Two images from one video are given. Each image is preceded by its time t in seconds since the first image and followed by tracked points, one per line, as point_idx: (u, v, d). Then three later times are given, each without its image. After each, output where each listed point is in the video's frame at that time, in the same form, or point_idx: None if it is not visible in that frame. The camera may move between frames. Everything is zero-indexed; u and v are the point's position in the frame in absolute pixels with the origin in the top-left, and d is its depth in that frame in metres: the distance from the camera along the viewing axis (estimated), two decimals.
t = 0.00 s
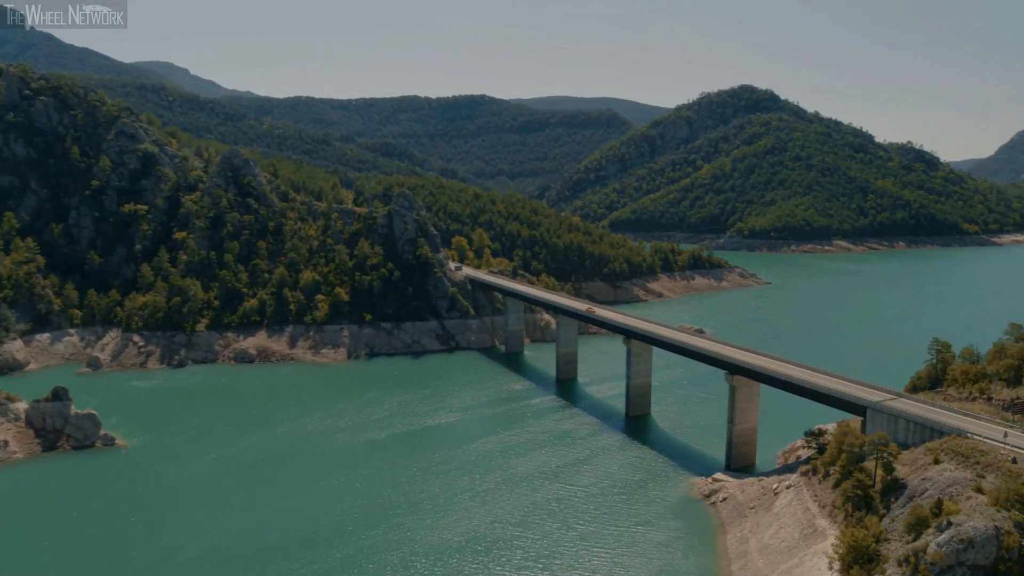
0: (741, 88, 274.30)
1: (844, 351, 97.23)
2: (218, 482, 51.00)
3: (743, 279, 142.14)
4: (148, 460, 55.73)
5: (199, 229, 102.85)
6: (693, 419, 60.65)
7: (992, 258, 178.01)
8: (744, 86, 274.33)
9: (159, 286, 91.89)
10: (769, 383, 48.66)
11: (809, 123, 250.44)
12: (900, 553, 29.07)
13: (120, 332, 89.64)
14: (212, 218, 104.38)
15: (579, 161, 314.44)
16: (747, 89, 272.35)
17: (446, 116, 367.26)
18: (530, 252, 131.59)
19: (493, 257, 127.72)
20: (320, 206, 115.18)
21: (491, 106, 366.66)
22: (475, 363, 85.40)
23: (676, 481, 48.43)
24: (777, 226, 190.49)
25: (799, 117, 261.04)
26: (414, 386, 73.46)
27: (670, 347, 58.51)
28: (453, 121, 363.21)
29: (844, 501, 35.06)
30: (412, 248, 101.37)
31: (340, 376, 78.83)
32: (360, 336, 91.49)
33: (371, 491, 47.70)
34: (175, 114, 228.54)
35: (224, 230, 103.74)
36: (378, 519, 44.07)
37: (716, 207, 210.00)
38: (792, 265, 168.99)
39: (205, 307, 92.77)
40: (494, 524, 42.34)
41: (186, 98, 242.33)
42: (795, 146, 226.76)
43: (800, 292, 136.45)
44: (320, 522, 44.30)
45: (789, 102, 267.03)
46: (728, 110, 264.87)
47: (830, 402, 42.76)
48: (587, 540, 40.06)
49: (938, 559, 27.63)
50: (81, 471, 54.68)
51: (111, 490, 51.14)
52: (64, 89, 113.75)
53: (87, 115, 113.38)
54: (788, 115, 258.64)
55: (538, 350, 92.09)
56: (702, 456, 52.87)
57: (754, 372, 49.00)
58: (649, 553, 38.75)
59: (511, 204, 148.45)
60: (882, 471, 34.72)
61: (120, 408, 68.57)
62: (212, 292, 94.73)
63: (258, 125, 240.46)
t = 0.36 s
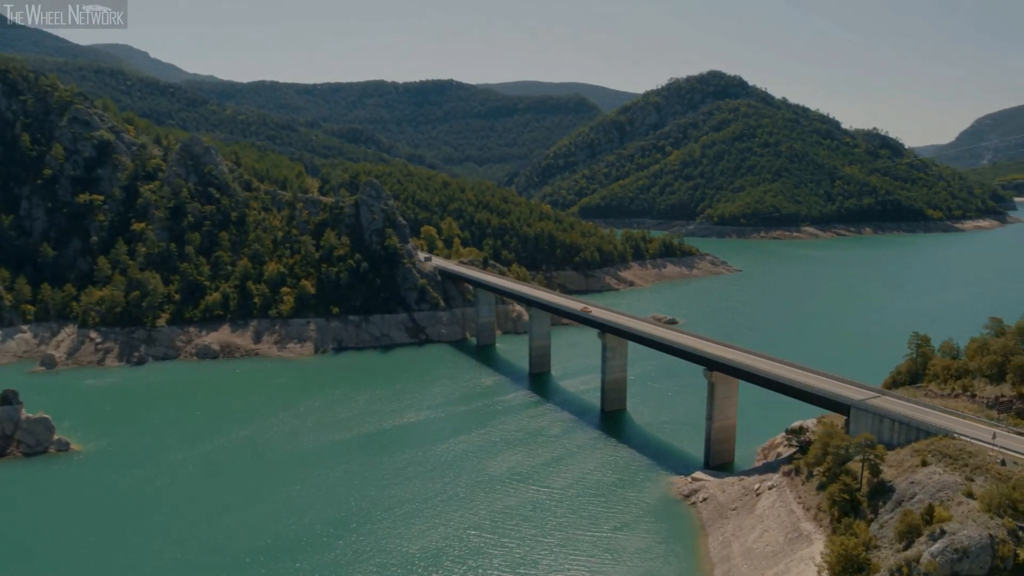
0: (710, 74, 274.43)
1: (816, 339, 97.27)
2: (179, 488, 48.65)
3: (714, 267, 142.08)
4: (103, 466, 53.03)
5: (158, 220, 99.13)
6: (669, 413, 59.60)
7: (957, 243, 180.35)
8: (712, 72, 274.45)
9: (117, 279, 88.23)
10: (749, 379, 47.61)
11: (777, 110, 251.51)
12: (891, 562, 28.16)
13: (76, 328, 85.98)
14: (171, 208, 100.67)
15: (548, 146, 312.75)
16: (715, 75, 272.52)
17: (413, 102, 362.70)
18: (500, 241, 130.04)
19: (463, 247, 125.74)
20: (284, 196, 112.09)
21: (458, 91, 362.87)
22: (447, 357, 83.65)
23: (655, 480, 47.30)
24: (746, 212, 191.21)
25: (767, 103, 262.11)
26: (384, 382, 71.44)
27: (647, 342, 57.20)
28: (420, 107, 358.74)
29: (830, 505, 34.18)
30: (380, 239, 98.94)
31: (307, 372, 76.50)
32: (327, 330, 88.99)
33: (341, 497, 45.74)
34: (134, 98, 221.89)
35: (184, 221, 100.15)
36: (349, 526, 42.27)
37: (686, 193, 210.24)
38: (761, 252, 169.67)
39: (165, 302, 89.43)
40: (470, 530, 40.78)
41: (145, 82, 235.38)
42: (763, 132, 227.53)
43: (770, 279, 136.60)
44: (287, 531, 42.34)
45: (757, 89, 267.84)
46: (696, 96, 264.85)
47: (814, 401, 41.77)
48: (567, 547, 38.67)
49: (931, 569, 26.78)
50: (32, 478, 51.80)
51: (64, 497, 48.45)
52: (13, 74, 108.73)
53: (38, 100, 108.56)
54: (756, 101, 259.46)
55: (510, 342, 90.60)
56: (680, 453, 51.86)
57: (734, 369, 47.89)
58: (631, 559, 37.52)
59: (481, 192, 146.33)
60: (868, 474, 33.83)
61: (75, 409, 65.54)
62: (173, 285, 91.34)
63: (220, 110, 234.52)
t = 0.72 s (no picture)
0: (678, 58, 273.74)
1: (787, 327, 97.15)
2: (139, 498, 46.23)
3: (684, 254, 141.66)
4: (58, 473, 50.30)
5: (114, 211, 95.14)
6: (647, 407, 58.59)
7: (921, 228, 182.41)
8: (680, 56, 273.81)
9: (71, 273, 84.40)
10: (729, 376, 46.56)
11: (744, 95, 251.96)
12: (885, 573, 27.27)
13: (28, 325, 82.09)
14: (129, 198, 96.73)
15: (516, 131, 310.27)
16: (683, 59, 271.93)
17: (379, 85, 357.06)
18: (470, 229, 128.25)
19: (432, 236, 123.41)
20: (246, 185, 108.75)
21: (425, 75, 358.11)
22: (417, 350, 81.77)
23: (634, 480, 46.19)
24: (715, 197, 191.61)
25: (734, 88, 262.43)
26: (353, 378, 69.38)
27: (623, 337, 55.85)
28: (386, 90, 353.31)
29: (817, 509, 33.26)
30: (346, 229, 96.32)
31: (273, 368, 74.09)
32: (293, 324, 86.47)
33: (310, 505, 43.80)
34: (88, 82, 214.50)
35: (142, 212, 96.30)
36: (318, 536, 40.45)
37: (655, 178, 209.88)
38: (730, 237, 169.91)
39: (123, 296, 85.92)
40: (444, 539, 39.21)
41: (100, 65, 227.65)
42: (731, 117, 227.77)
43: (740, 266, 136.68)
44: (254, 543, 40.35)
45: (724, 73, 267.97)
46: (665, 80, 264.15)
47: (796, 399, 40.91)
48: (547, 556, 37.37)
49: None
50: None
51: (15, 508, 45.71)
52: None
53: None
54: (724, 86, 259.63)
55: (482, 334, 88.99)
56: (658, 451, 50.88)
57: (714, 364, 46.82)
58: (614, 567, 36.29)
59: (450, 178, 143.95)
60: (855, 476, 32.95)
61: (28, 411, 62.42)
62: (131, 279, 87.79)
63: (180, 94, 228.04)
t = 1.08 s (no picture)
0: (644, 41, 272.44)
1: (757, 313, 96.97)
2: (95, 508, 43.75)
3: (654, 239, 141.13)
4: (8, 483, 47.49)
5: (67, 201, 90.91)
6: (623, 401, 57.53)
7: (884, 211, 184.45)
8: (646, 38, 272.58)
9: (21, 267, 80.32)
10: (709, 372, 45.58)
11: (710, 78, 251.98)
12: None
13: None
14: (81, 187, 92.50)
15: (481, 114, 307.22)
16: (650, 42, 270.81)
17: (341, 67, 350.39)
18: (437, 216, 126.16)
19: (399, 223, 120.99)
20: (206, 173, 105.13)
21: (388, 57, 352.30)
22: (387, 342, 79.82)
23: (613, 480, 45.07)
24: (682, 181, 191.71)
25: (700, 70, 262.34)
26: (321, 373, 67.27)
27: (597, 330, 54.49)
28: (348, 72, 346.97)
29: (804, 512, 32.37)
30: (311, 218, 93.54)
31: (237, 364, 71.56)
32: (257, 317, 83.76)
33: (278, 512, 41.93)
34: (37, 63, 206.30)
35: (96, 201, 92.19)
36: (288, 546, 38.59)
37: (622, 161, 209.04)
38: (698, 221, 170.09)
39: (78, 290, 82.20)
40: (420, 546, 37.71)
41: (50, 45, 219.10)
42: (698, 100, 227.73)
43: (709, 251, 136.55)
44: (220, 555, 38.35)
45: (690, 56, 267.68)
46: (631, 63, 262.96)
47: (780, 396, 40.05)
48: (528, 565, 36.02)
49: None
50: None
51: None
52: None
53: None
54: (690, 69, 259.37)
55: (452, 325, 87.33)
56: (636, 447, 49.92)
57: (692, 359, 45.73)
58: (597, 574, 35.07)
59: (416, 164, 141.25)
60: (843, 478, 32.14)
61: None
62: (86, 272, 84.04)
63: (136, 77, 220.80)
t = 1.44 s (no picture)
0: (603, 20, 270.43)
1: (722, 295, 97.05)
2: (43, 519, 41.20)
3: (617, 221, 140.55)
4: None
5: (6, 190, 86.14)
6: (594, 391, 56.54)
7: (841, 190, 186.72)
8: (606, 17, 270.57)
9: None
10: (683, 363, 44.66)
11: (669, 57, 251.46)
12: None
13: None
14: (22, 174, 87.75)
15: (439, 94, 302.87)
16: (609, 21, 268.96)
17: (294, 45, 341.74)
18: (397, 200, 123.54)
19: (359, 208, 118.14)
20: (156, 158, 100.95)
21: (343, 35, 344.57)
22: (349, 332, 77.66)
23: (587, 475, 44.07)
24: (642, 161, 191.47)
25: (659, 50, 261.66)
26: (281, 367, 65.00)
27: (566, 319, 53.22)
28: (302, 51, 338.60)
29: (786, 510, 31.69)
30: (268, 205, 90.35)
31: (193, 359, 68.76)
32: (213, 309, 80.68)
33: (241, 519, 40.03)
34: None
35: (38, 188, 87.58)
36: (252, 556, 36.76)
37: (582, 142, 207.71)
38: (660, 202, 170.08)
39: (21, 283, 78.06)
40: (392, 552, 36.27)
41: None
42: (657, 80, 227.13)
43: (670, 232, 136.43)
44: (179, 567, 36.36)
45: (649, 35, 266.72)
46: (590, 42, 260.95)
47: (757, 388, 39.30)
48: (504, 571, 34.72)
49: None
50: None
51: None
52: None
53: None
54: (649, 48, 258.49)
55: (416, 313, 85.43)
56: (609, 440, 49.01)
57: (665, 349, 44.83)
58: None
59: (375, 147, 138.03)
60: (826, 474, 31.56)
61: None
62: (29, 264, 79.81)
63: (79, 55, 211.67)
